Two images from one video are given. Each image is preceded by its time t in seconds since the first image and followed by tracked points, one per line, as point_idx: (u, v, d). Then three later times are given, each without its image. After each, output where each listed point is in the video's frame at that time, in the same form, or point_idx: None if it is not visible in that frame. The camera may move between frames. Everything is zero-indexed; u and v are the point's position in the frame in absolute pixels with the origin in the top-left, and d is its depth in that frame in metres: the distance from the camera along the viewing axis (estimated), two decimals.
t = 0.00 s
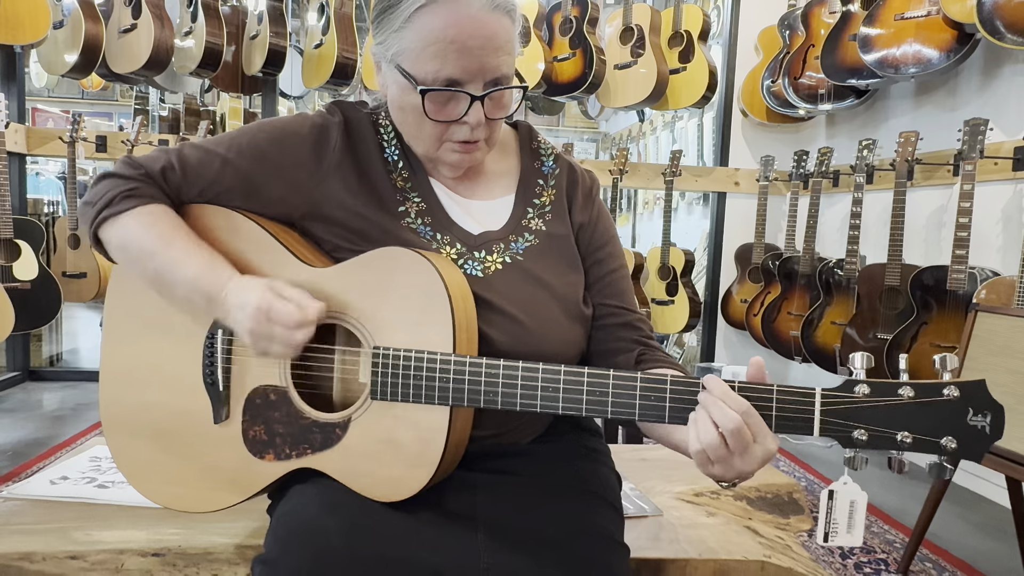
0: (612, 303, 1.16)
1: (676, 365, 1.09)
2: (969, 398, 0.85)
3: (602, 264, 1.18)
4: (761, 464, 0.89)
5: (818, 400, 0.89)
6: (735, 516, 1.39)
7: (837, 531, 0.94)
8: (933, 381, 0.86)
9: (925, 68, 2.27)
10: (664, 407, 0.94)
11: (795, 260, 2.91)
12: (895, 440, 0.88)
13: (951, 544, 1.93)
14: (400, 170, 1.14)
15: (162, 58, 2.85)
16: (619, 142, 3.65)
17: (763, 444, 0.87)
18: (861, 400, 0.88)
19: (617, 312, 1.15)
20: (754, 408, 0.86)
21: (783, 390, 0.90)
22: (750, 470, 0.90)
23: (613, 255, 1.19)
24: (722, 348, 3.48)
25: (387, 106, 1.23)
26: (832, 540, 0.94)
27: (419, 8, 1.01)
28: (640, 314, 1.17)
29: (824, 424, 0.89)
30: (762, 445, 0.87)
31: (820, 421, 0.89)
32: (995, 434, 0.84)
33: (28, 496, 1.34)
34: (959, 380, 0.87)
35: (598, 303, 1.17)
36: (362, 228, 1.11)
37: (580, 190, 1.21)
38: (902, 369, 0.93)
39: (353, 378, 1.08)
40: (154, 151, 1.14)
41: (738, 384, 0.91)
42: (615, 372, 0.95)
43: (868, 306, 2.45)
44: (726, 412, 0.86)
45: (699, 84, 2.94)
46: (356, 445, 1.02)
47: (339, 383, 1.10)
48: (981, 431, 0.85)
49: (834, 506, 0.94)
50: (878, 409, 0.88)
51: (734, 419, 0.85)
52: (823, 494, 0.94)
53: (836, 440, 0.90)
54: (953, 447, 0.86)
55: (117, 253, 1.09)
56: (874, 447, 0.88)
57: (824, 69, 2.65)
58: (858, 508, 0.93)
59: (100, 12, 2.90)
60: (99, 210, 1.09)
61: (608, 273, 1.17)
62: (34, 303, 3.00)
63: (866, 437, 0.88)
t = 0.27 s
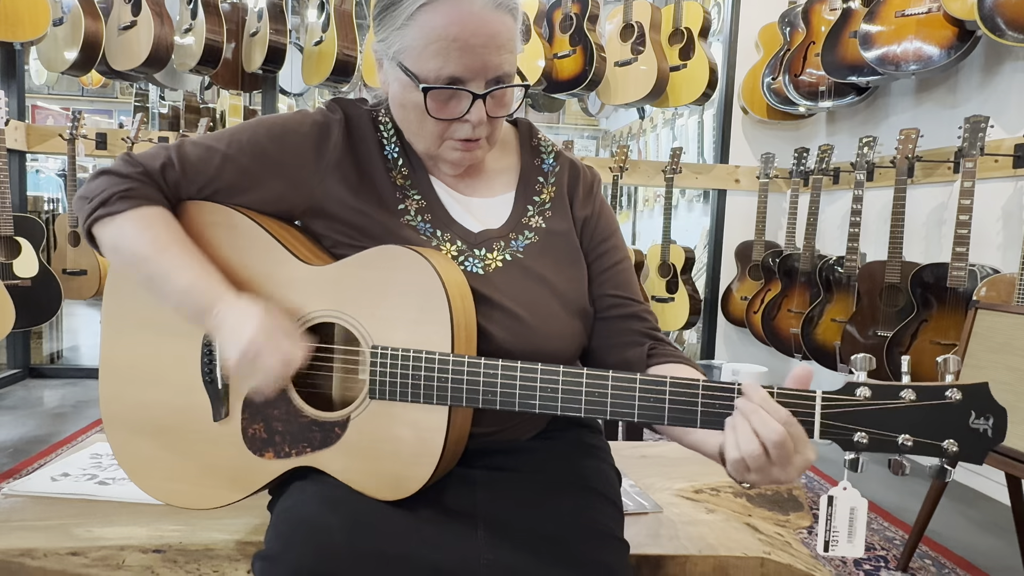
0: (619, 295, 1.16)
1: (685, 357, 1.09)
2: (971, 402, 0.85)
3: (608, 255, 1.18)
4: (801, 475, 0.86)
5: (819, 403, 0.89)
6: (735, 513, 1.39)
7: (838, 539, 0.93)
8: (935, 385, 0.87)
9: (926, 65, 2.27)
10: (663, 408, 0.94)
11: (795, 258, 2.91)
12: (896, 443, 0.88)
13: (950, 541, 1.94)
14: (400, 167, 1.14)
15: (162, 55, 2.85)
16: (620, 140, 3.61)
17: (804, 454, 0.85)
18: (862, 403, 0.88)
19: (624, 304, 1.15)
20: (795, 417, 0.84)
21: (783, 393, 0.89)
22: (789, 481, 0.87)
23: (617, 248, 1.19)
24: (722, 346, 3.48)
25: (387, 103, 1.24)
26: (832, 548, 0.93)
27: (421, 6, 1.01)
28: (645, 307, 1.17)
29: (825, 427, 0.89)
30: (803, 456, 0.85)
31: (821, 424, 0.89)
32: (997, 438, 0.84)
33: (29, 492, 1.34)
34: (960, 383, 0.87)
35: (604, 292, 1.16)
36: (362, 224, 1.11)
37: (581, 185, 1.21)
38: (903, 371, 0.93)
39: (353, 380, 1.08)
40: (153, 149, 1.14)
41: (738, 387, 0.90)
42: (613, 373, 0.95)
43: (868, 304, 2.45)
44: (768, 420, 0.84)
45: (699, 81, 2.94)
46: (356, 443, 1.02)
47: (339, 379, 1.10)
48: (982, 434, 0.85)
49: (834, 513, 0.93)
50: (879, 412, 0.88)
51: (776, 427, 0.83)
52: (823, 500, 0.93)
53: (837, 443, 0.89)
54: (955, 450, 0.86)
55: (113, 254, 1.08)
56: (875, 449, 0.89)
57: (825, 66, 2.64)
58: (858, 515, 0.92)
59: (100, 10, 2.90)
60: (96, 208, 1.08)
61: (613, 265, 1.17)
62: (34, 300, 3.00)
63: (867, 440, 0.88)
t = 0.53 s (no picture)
0: (620, 289, 1.16)
1: (689, 350, 1.09)
2: (970, 393, 0.85)
3: (609, 250, 1.18)
4: (796, 462, 0.87)
5: (816, 396, 0.88)
6: (735, 509, 1.39)
7: (835, 527, 0.93)
8: (934, 376, 0.86)
9: (926, 61, 2.27)
10: (662, 400, 0.94)
11: (795, 255, 2.91)
12: (894, 435, 0.88)
13: (950, 538, 1.94)
14: (399, 162, 1.14)
15: (162, 52, 2.85)
16: (619, 136, 3.49)
17: (798, 443, 0.86)
18: (860, 394, 0.88)
19: (626, 297, 1.15)
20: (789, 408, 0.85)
21: (781, 383, 0.89)
22: (784, 468, 0.89)
23: (618, 243, 1.19)
24: (723, 343, 3.48)
25: (387, 99, 1.23)
26: (830, 536, 0.94)
27: None
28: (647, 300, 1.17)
29: (822, 419, 0.89)
30: (797, 444, 0.86)
31: (818, 417, 0.89)
32: (996, 429, 0.84)
33: (29, 489, 1.34)
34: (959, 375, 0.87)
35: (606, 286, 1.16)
36: (360, 220, 1.11)
37: (582, 179, 1.20)
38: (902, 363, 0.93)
39: (352, 374, 1.08)
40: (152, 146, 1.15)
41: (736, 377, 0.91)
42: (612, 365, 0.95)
43: (868, 301, 2.45)
44: (761, 412, 0.85)
45: (700, 78, 2.94)
46: (355, 439, 1.02)
47: (338, 376, 1.10)
48: (982, 426, 0.85)
49: (832, 502, 0.93)
50: (876, 404, 0.88)
51: (769, 419, 0.84)
52: (820, 489, 0.93)
53: (835, 435, 0.89)
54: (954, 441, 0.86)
55: (110, 253, 1.09)
56: (873, 442, 0.88)
57: (826, 63, 2.64)
58: (856, 503, 0.92)
59: (99, 6, 2.90)
60: (94, 205, 1.08)
61: (614, 259, 1.17)
62: (34, 297, 3.00)
63: (865, 432, 0.88)
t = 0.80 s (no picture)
0: (617, 294, 1.16)
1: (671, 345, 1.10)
2: (976, 400, 0.85)
3: (607, 256, 1.18)
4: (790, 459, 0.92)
5: (821, 401, 0.88)
6: (736, 507, 1.39)
7: (837, 532, 0.93)
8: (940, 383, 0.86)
9: (928, 59, 2.26)
10: (665, 403, 0.93)
11: (797, 253, 2.90)
12: (899, 441, 0.88)
13: (951, 536, 1.94)
14: (402, 158, 1.14)
15: (162, 49, 2.85)
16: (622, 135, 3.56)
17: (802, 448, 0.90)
18: (865, 400, 0.88)
19: (622, 302, 1.15)
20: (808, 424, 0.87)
21: (786, 391, 0.89)
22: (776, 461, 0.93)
23: (616, 249, 1.19)
24: (724, 341, 3.48)
25: (390, 95, 1.23)
26: (831, 541, 0.93)
27: None
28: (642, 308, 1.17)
29: (827, 424, 0.88)
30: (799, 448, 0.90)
31: (823, 421, 0.89)
32: (1003, 436, 0.83)
33: (30, 486, 1.34)
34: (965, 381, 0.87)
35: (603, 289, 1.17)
36: (362, 217, 1.11)
37: (584, 178, 1.20)
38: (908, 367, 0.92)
39: (354, 371, 1.08)
40: (153, 142, 1.14)
41: (740, 387, 0.90)
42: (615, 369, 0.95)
43: (869, 299, 2.44)
44: (785, 427, 0.86)
45: (700, 76, 2.94)
46: (356, 436, 1.02)
47: (340, 376, 1.11)
48: (988, 433, 0.84)
49: (834, 507, 0.93)
50: (882, 409, 0.87)
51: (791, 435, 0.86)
52: (822, 495, 0.93)
53: (840, 440, 0.89)
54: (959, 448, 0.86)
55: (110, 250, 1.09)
56: (878, 447, 0.88)
57: (827, 61, 2.64)
58: (858, 509, 0.92)
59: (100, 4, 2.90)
60: (95, 201, 1.08)
61: (611, 267, 1.17)
62: (35, 295, 3.00)
63: (870, 438, 0.88)
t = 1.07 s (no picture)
0: (613, 296, 1.16)
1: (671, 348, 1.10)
2: (970, 398, 0.85)
3: (603, 257, 1.18)
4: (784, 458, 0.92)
5: (817, 400, 0.88)
6: (734, 509, 1.39)
7: (841, 537, 0.93)
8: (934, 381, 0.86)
9: (927, 61, 2.26)
10: (662, 404, 0.93)
11: (796, 254, 2.90)
12: (895, 439, 0.88)
13: (950, 537, 1.94)
14: (401, 160, 1.14)
15: (161, 51, 2.85)
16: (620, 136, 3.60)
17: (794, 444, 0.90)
18: (861, 399, 0.88)
19: (619, 304, 1.16)
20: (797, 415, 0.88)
21: (782, 391, 0.89)
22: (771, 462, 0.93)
23: (615, 249, 1.19)
24: (723, 342, 3.48)
25: (389, 97, 1.23)
26: (836, 547, 0.93)
27: None
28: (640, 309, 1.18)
29: (823, 423, 0.88)
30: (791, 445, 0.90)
31: (819, 419, 0.88)
32: (998, 434, 0.83)
33: (29, 488, 1.34)
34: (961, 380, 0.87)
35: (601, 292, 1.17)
36: (361, 220, 1.11)
37: (583, 180, 1.20)
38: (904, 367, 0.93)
39: (351, 372, 1.08)
40: (152, 145, 1.14)
41: (737, 384, 0.90)
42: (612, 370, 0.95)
43: (868, 300, 2.44)
44: (775, 418, 0.86)
45: (700, 77, 2.94)
46: (354, 438, 1.02)
47: (337, 377, 1.10)
48: (983, 431, 0.84)
49: (836, 511, 0.92)
50: (877, 408, 0.88)
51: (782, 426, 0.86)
52: (825, 498, 0.93)
53: (835, 439, 0.89)
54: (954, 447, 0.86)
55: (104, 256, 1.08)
56: (874, 446, 0.88)
57: (827, 62, 2.64)
58: (861, 513, 0.91)
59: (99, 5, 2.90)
60: (94, 203, 1.08)
61: (608, 267, 1.18)
62: (34, 296, 3.00)
63: (866, 437, 0.88)
